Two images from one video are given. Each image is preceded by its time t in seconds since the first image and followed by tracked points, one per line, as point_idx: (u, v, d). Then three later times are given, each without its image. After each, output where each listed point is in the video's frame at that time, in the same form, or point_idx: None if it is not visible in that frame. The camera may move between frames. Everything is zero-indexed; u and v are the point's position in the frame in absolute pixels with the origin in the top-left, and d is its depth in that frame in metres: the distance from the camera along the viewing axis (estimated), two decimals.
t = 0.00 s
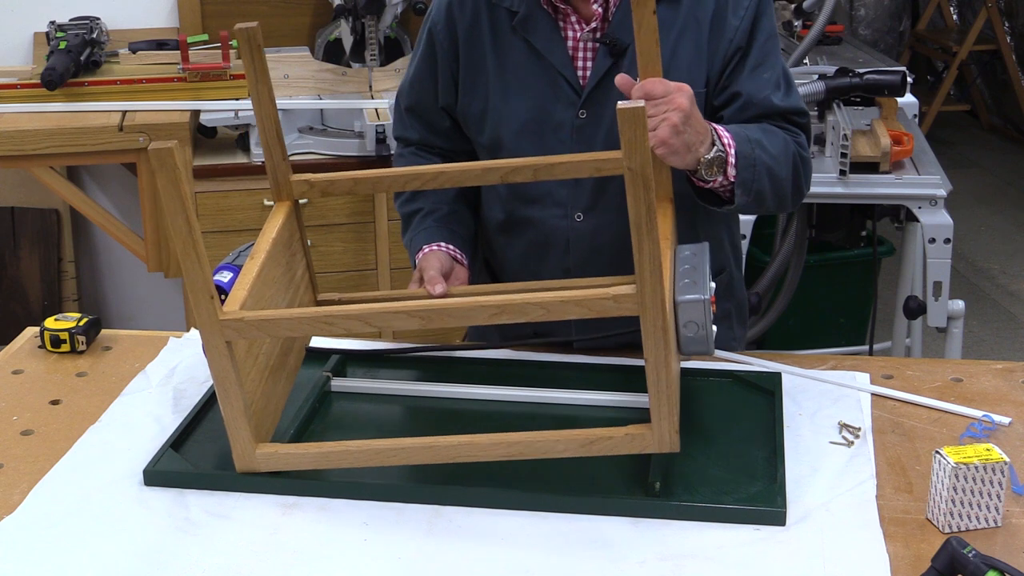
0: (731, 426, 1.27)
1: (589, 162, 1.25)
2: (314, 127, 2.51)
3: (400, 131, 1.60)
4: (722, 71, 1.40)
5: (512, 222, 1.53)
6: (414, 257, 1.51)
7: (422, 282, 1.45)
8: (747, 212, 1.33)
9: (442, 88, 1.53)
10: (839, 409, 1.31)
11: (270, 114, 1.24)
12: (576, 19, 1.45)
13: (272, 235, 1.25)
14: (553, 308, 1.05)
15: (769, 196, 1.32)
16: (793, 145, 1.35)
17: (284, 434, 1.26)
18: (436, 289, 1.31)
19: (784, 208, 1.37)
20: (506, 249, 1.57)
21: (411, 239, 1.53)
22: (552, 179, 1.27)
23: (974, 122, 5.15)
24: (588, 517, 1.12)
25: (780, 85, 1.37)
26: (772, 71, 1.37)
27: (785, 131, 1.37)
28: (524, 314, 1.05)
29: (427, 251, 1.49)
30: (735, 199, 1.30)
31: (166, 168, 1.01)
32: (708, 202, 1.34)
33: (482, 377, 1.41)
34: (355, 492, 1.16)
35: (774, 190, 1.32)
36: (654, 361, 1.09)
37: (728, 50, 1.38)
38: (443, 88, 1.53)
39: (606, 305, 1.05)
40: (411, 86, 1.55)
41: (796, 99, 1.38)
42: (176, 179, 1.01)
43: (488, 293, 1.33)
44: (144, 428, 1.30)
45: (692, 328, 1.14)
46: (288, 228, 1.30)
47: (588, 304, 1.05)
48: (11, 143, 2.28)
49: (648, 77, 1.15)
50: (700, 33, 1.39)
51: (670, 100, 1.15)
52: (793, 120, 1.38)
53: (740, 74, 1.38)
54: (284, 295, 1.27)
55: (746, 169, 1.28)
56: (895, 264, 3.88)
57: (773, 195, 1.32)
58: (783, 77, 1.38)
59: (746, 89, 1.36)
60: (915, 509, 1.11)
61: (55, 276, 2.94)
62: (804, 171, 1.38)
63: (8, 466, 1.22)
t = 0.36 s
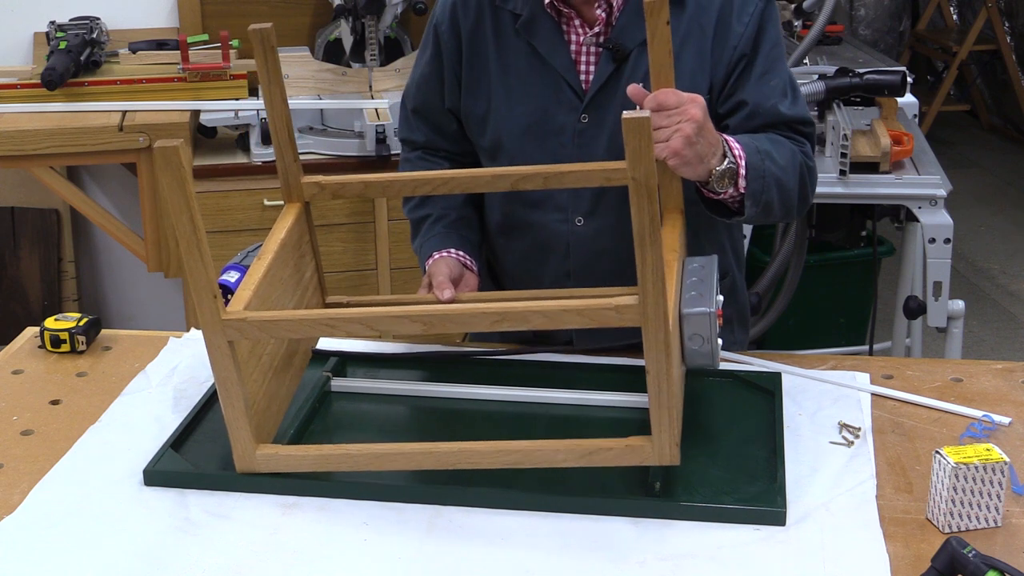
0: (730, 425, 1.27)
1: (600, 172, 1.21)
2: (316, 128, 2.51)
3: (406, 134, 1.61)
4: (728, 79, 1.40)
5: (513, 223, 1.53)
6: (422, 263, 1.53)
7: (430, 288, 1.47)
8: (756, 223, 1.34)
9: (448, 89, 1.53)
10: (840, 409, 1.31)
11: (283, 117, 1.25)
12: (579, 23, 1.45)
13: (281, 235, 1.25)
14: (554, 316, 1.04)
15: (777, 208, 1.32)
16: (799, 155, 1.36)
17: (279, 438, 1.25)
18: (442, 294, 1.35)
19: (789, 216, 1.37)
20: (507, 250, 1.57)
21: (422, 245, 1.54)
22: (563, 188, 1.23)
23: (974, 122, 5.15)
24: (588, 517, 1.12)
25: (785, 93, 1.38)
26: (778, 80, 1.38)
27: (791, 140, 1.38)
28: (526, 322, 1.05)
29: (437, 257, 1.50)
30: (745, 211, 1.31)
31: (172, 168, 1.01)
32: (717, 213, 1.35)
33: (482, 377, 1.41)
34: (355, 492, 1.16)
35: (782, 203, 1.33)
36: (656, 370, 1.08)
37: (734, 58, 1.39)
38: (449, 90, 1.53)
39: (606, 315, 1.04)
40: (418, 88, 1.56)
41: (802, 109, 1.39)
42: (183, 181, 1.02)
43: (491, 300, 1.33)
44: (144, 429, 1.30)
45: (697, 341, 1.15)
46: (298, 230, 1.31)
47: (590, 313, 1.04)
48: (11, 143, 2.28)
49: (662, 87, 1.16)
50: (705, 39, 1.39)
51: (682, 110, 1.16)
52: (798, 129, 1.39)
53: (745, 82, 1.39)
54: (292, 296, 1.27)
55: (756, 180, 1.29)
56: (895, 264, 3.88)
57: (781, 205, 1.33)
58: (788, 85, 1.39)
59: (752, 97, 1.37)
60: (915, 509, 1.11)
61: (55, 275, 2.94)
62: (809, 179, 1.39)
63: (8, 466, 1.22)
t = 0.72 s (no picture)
0: (731, 425, 1.27)
1: (612, 189, 1.17)
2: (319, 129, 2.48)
3: (413, 126, 1.60)
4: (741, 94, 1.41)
5: (516, 225, 1.53)
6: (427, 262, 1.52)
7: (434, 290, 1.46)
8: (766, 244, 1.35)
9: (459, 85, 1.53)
10: (840, 409, 1.31)
11: (297, 112, 1.24)
12: (596, 28, 1.45)
13: (290, 234, 1.25)
14: (567, 343, 1.07)
15: (787, 230, 1.33)
16: (809, 177, 1.37)
17: (278, 442, 1.25)
18: (448, 298, 1.37)
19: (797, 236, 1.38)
20: (510, 251, 1.57)
21: (425, 243, 1.54)
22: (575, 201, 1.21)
23: (974, 122, 5.15)
24: (588, 517, 1.12)
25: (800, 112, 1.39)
26: (793, 99, 1.38)
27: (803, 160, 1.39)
28: (539, 346, 1.07)
29: (441, 259, 1.50)
30: (756, 233, 1.31)
31: (193, 176, 1.02)
32: (728, 235, 1.35)
33: (482, 377, 1.41)
34: (354, 492, 1.16)
35: (792, 225, 1.34)
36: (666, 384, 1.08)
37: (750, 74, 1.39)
38: (460, 85, 1.52)
39: (622, 345, 1.07)
40: (429, 82, 1.54)
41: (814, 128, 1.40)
42: (202, 188, 1.02)
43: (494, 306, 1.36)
44: (144, 428, 1.30)
45: (702, 367, 1.14)
46: (305, 228, 1.31)
47: (603, 342, 1.06)
48: (11, 143, 2.28)
49: (682, 109, 1.14)
50: (719, 54, 1.40)
51: (702, 134, 1.15)
52: (809, 150, 1.40)
53: (759, 99, 1.39)
54: (296, 293, 1.28)
55: (767, 204, 1.30)
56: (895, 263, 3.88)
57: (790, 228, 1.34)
58: (802, 105, 1.39)
59: (764, 115, 1.37)
60: (915, 509, 1.11)
61: (55, 275, 2.94)
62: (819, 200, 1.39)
63: (8, 466, 1.22)
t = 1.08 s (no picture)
0: (731, 425, 1.27)
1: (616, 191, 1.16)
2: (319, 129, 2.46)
3: (416, 124, 1.60)
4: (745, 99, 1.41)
5: (518, 226, 1.53)
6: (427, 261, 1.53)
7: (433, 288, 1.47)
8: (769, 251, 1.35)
9: (463, 85, 1.53)
10: (840, 409, 1.31)
11: (299, 111, 1.24)
12: (601, 29, 1.45)
13: (292, 233, 1.25)
14: (575, 350, 1.07)
15: (790, 238, 1.33)
16: (813, 184, 1.37)
17: (278, 442, 1.24)
18: (447, 296, 1.38)
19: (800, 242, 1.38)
20: (512, 252, 1.56)
21: (426, 244, 1.54)
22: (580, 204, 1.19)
23: (974, 122, 5.15)
24: (588, 517, 1.12)
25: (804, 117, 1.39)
26: (797, 104, 1.38)
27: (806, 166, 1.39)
28: (545, 354, 1.07)
29: (442, 259, 1.50)
30: (759, 240, 1.32)
31: (202, 176, 1.02)
32: (731, 241, 1.36)
33: (483, 377, 1.41)
34: (355, 492, 1.16)
35: (794, 233, 1.34)
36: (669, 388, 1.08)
37: (754, 80, 1.39)
38: (464, 85, 1.52)
39: (628, 353, 1.07)
40: (433, 81, 1.55)
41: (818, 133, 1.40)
42: (212, 191, 1.03)
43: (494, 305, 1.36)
44: (145, 428, 1.30)
45: (703, 373, 1.14)
46: (306, 227, 1.31)
47: (611, 351, 1.07)
48: (11, 143, 2.28)
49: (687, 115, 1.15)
50: (723, 59, 1.40)
51: (708, 140, 1.16)
52: (812, 156, 1.40)
53: (763, 105, 1.39)
54: (297, 293, 1.28)
55: (771, 211, 1.30)
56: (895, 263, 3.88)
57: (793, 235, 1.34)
58: (806, 110, 1.39)
59: (769, 121, 1.38)
60: (915, 509, 1.11)
61: (55, 275, 2.94)
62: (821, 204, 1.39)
63: (8, 466, 1.22)
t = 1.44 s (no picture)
0: (731, 425, 1.27)
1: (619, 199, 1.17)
2: (319, 130, 2.45)
3: (415, 127, 1.60)
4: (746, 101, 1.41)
5: (518, 227, 1.53)
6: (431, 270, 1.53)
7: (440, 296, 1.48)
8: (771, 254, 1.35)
9: (461, 88, 1.52)
10: (840, 409, 1.31)
11: (307, 113, 1.24)
12: (600, 33, 1.45)
13: (298, 236, 1.25)
14: (573, 350, 1.07)
15: (792, 241, 1.34)
16: (814, 186, 1.37)
17: (280, 442, 1.25)
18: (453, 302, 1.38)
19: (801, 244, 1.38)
20: (513, 253, 1.56)
21: (429, 252, 1.53)
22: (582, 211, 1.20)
23: (974, 122, 5.15)
24: (588, 517, 1.12)
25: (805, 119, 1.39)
26: (798, 106, 1.38)
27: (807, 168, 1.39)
28: (546, 353, 1.07)
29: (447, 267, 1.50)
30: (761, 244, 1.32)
31: (206, 172, 1.02)
32: (734, 245, 1.36)
33: (483, 377, 1.41)
34: (355, 492, 1.16)
35: (796, 235, 1.34)
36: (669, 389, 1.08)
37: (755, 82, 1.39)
38: (463, 88, 1.52)
39: (627, 354, 1.07)
40: (431, 83, 1.54)
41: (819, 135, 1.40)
42: (215, 189, 1.03)
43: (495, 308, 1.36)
44: (145, 428, 1.30)
45: (705, 378, 1.15)
46: (312, 231, 1.31)
47: (610, 351, 1.07)
48: (11, 143, 2.28)
49: (691, 122, 1.15)
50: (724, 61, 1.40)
51: (711, 147, 1.15)
52: (813, 158, 1.41)
53: (765, 106, 1.39)
54: (303, 296, 1.28)
55: (773, 216, 1.30)
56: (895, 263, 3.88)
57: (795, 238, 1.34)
58: (806, 111, 1.40)
59: (770, 123, 1.38)
60: (915, 509, 1.11)
61: (55, 275, 2.94)
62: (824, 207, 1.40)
63: (8, 466, 1.22)
